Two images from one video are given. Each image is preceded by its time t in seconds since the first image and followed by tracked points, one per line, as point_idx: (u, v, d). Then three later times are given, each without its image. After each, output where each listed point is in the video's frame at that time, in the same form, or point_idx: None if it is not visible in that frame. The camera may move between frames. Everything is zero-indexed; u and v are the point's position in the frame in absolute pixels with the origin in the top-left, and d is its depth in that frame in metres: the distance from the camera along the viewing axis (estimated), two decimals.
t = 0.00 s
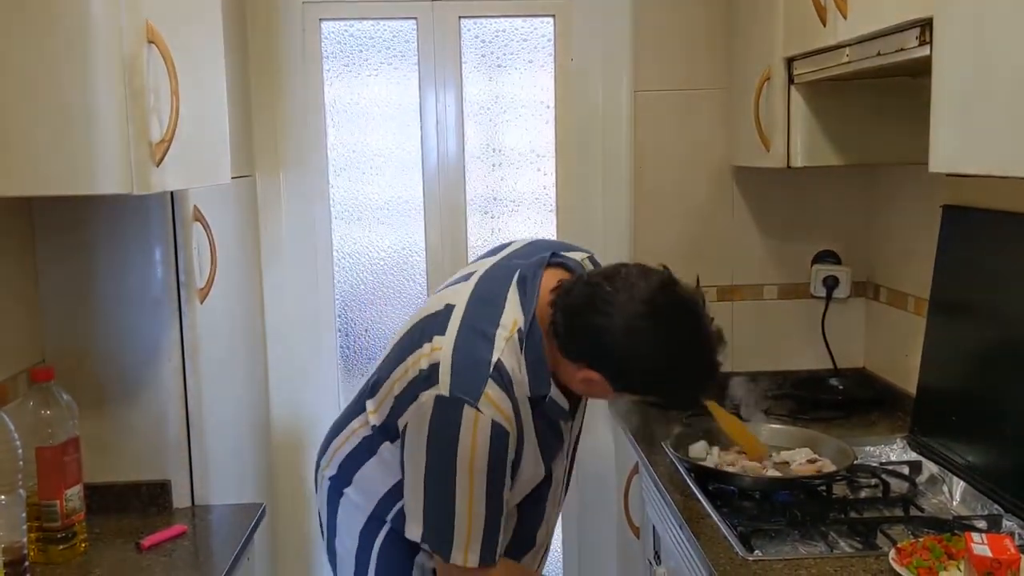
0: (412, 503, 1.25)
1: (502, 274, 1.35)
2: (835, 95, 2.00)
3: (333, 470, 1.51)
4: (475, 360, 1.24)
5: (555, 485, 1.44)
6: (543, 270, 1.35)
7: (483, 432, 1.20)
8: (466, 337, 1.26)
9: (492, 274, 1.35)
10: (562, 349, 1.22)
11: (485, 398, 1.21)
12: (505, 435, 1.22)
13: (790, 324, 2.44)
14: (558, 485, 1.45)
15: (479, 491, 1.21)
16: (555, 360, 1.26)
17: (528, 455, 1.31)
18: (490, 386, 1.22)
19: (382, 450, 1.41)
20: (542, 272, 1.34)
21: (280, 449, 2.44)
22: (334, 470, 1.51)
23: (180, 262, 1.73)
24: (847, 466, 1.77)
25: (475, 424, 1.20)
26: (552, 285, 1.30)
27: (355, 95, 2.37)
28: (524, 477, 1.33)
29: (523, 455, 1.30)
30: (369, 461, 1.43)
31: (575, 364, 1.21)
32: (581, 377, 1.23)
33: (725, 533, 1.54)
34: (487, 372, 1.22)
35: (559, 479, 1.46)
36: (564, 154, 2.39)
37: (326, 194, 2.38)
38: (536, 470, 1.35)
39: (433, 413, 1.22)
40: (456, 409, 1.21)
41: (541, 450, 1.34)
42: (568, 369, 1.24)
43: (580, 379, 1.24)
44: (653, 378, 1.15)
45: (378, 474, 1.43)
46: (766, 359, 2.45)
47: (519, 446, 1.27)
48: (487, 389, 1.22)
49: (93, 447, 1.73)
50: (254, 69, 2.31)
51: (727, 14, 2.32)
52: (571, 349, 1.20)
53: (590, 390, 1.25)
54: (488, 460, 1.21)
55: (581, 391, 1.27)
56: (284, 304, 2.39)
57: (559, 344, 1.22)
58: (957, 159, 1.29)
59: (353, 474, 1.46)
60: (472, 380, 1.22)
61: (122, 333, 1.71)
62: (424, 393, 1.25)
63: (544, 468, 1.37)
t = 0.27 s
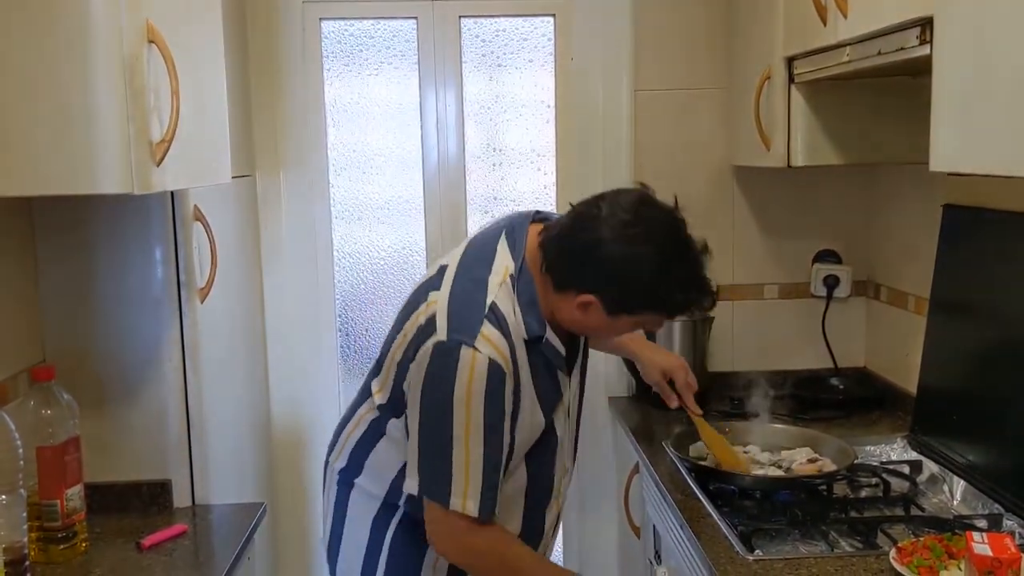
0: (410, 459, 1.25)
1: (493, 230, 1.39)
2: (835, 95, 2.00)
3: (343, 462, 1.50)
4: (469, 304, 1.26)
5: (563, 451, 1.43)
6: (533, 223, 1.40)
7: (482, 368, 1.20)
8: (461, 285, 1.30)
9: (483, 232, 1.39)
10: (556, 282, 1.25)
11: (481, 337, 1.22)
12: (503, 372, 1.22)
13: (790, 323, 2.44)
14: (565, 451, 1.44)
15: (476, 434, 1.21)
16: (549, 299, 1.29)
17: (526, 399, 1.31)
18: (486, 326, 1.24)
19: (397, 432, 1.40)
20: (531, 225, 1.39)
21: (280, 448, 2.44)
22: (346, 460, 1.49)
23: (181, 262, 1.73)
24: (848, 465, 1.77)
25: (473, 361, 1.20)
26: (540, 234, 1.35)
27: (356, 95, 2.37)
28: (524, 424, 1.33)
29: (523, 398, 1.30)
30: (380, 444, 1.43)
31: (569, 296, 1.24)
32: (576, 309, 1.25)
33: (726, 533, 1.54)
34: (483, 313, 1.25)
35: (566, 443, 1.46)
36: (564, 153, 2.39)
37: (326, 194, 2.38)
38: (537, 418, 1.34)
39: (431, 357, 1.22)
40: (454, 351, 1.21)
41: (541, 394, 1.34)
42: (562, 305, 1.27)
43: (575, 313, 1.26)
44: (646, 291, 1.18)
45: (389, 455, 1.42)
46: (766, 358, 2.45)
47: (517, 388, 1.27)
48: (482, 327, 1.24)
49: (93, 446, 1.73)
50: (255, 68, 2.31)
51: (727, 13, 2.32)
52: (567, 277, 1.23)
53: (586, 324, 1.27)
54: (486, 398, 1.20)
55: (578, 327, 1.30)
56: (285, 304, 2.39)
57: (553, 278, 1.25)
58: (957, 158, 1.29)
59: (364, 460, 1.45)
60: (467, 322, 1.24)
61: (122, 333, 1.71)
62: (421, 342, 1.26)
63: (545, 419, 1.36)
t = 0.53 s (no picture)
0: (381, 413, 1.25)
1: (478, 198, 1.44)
2: (835, 93, 1.99)
3: (353, 456, 1.49)
4: (449, 255, 1.29)
5: (565, 418, 1.44)
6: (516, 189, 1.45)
7: (458, 308, 1.22)
8: (444, 240, 1.33)
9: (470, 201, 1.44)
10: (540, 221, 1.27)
11: (459, 280, 1.25)
12: (479, 313, 1.24)
13: (790, 322, 2.44)
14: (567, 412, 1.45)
15: (445, 377, 1.22)
16: (534, 244, 1.31)
17: (508, 341, 1.31)
18: (465, 270, 1.27)
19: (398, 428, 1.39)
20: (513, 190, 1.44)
21: (280, 448, 2.44)
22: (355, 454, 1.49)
23: (180, 262, 1.73)
24: (847, 465, 1.77)
25: (449, 303, 1.23)
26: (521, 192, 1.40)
27: (355, 94, 2.37)
28: (511, 369, 1.32)
29: (505, 342, 1.30)
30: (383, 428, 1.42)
31: (555, 231, 1.26)
32: (562, 246, 1.27)
33: (725, 532, 1.54)
34: (461, 259, 1.28)
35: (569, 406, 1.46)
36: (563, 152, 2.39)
37: (326, 192, 2.38)
38: (527, 365, 1.34)
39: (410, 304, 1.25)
40: (430, 295, 1.24)
41: (528, 341, 1.34)
42: (547, 245, 1.29)
43: (561, 252, 1.28)
44: (633, 215, 1.21)
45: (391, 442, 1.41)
46: (766, 357, 2.45)
47: (496, 333, 1.28)
48: (461, 272, 1.27)
49: (92, 445, 1.73)
50: (255, 67, 2.30)
51: (727, 12, 2.32)
52: (552, 212, 1.25)
53: (573, 263, 1.29)
54: (458, 339, 1.22)
55: (564, 271, 1.31)
56: (284, 303, 2.39)
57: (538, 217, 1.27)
58: (957, 156, 1.29)
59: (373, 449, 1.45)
60: (446, 269, 1.27)
61: (121, 332, 1.71)
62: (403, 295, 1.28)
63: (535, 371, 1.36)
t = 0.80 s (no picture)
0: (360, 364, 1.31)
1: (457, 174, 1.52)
2: (835, 92, 1.99)
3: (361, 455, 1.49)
4: (427, 214, 1.37)
5: (565, 379, 1.44)
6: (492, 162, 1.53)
7: (432, 255, 1.28)
8: (424, 204, 1.41)
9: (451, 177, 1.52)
10: (520, 170, 1.35)
11: (434, 232, 1.32)
12: (454, 260, 1.29)
13: (790, 321, 2.44)
14: (568, 375, 1.46)
15: (416, 320, 1.27)
16: (514, 198, 1.39)
17: (493, 291, 1.34)
18: (440, 224, 1.34)
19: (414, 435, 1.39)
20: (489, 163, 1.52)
21: (279, 448, 2.44)
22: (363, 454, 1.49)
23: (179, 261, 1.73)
24: (847, 464, 1.77)
25: (423, 253, 1.28)
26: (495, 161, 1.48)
27: (355, 93, 2.36)
28: (501, 320, 1.35)
29: (488, 293, 1.33)
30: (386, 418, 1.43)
31: (535, 176, 1.34)
32: (541, 190, 1.35)
33: (726, 530, 1.54)
34: (437, 216, 1.36)
35: (569, 369, 1.47)
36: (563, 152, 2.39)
37: (325, 192, 2.38)
38: (518, 319, 1.36)
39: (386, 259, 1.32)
40: (405, 248, 1.30)
41: (516, 291, 1.37)
42: (527, 194, 1.37)
43: (540, 197, 1.36)
44: (607, 150, 1.30)
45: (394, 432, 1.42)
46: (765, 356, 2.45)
47: (477, 279, 1.33)
48: (436, 225, 1.34)
49: (91, 444, 1.73)
50: (254, 67, 2.30)
51: (727, 11, 2.31)
52: (532, 158, 1.33)
53: (553, 208, 1.36)
54: (430, 284, 1.27)
55: (545, 219, 1.39)
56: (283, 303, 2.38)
57: (517, 166, 1.35)
58: (957, 156, 1.29)
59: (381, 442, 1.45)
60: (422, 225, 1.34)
61: (121, 332, 1.71)
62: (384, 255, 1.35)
63: (527, 325, 1.38)
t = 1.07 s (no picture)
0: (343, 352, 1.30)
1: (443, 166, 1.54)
2: (835, 92, 1.99)
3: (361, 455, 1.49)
4: (413, 202, 1.38)
5: (569, 361, 1.45)
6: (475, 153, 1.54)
7: (417, 239, 1.29)
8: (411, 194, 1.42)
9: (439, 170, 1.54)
10: (507, 150, 1.36)
11: (421, 218, 1.33)
12: (439, 244, 1.30)
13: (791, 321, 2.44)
14: (570, 356, 1.46)
15: (398, 301, 1.26)
16: (502, 180, 1.40)
17: (484, 275, 1.34)
18: (426, 210, 1.35)
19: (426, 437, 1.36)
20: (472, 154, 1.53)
21: (279, 449, 2.44)
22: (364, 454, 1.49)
23: (180, 261, 1.73)
24: (847, 463, 1.77)
25: (409, 237, 1.29)
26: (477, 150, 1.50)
27: (355, 93, 2.37)
28: (497, 303, 1.35)
29: (479, 278, 1.34)
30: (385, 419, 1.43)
31: (523, 154, 1.35)
32: (530, 169, 1.36)
33: (726, 529, 1.54)
34: (423, 203, 1.37)
35: (571, 350, 1.47)
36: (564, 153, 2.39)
37: (325, 192, 2.37)
38: (519, 319, 1.37)
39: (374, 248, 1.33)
40: (392, 235, 1.31)
41: (509, 274, 1.37)
42: (515, 174, 1.38)
43: (530, 177, 1.37)
44: (592, 122, 1.32)
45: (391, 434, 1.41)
46: (766, 356, 2.46)
47: (465, 266, 1.33)
48: (423, 210, 1.35)
49: (92, 444, 1.73)
50: (255, 67, 2.30)
51: (727, 11, 2.32)
52: (519, 136, 1.34)
53: (543, 187, 1.37)
54: (415, 268, 1.27)
55: (535, 200, 1.39)
56: (284, 304, 2.39)
57: (505, 147, 1.36)
58: (958, 156, 1.29)
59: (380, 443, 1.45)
60: (408, 212, 1.35)
61: (123, 332, 1.71)
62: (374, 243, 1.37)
63: (524, 310, 1.38)
